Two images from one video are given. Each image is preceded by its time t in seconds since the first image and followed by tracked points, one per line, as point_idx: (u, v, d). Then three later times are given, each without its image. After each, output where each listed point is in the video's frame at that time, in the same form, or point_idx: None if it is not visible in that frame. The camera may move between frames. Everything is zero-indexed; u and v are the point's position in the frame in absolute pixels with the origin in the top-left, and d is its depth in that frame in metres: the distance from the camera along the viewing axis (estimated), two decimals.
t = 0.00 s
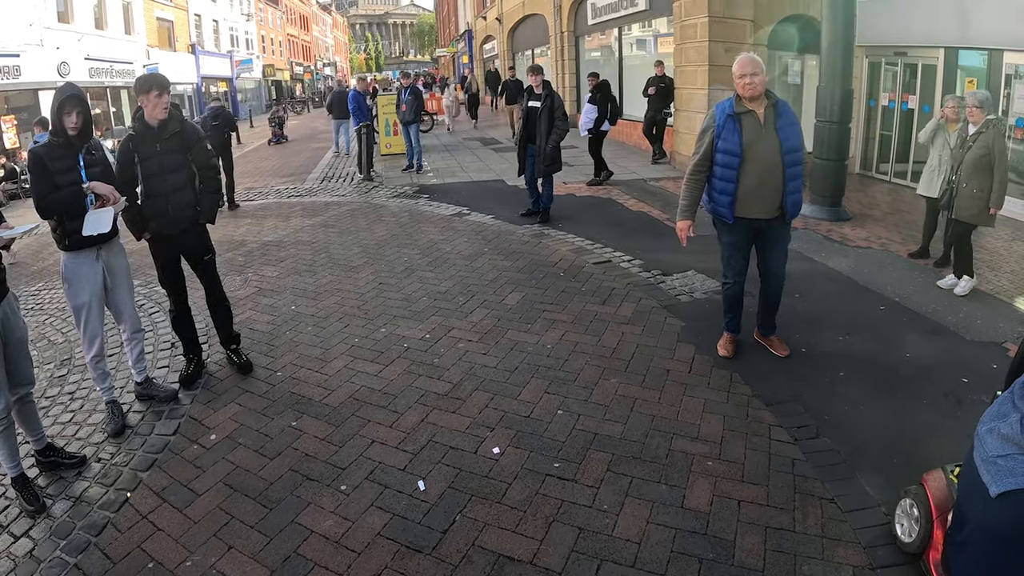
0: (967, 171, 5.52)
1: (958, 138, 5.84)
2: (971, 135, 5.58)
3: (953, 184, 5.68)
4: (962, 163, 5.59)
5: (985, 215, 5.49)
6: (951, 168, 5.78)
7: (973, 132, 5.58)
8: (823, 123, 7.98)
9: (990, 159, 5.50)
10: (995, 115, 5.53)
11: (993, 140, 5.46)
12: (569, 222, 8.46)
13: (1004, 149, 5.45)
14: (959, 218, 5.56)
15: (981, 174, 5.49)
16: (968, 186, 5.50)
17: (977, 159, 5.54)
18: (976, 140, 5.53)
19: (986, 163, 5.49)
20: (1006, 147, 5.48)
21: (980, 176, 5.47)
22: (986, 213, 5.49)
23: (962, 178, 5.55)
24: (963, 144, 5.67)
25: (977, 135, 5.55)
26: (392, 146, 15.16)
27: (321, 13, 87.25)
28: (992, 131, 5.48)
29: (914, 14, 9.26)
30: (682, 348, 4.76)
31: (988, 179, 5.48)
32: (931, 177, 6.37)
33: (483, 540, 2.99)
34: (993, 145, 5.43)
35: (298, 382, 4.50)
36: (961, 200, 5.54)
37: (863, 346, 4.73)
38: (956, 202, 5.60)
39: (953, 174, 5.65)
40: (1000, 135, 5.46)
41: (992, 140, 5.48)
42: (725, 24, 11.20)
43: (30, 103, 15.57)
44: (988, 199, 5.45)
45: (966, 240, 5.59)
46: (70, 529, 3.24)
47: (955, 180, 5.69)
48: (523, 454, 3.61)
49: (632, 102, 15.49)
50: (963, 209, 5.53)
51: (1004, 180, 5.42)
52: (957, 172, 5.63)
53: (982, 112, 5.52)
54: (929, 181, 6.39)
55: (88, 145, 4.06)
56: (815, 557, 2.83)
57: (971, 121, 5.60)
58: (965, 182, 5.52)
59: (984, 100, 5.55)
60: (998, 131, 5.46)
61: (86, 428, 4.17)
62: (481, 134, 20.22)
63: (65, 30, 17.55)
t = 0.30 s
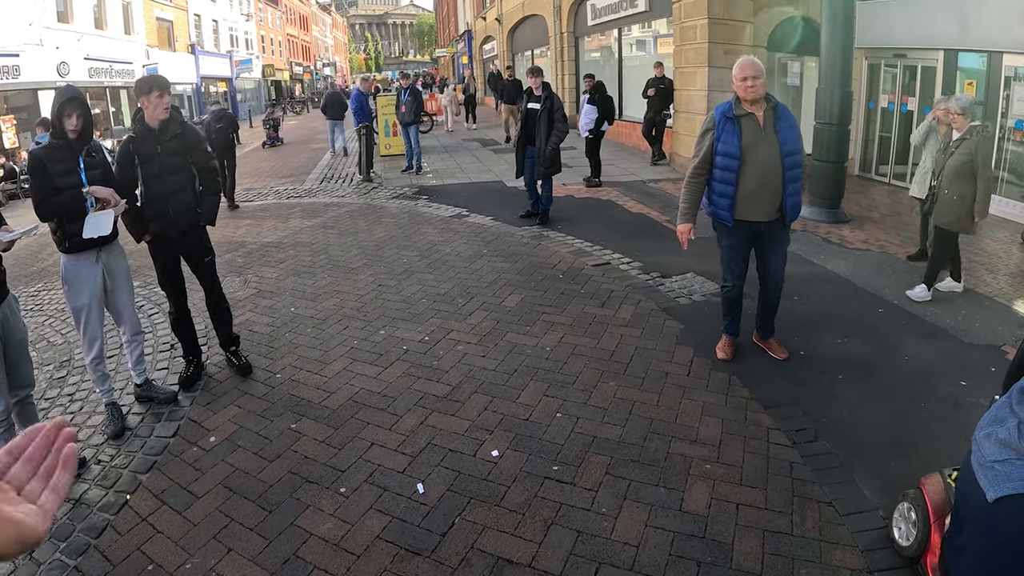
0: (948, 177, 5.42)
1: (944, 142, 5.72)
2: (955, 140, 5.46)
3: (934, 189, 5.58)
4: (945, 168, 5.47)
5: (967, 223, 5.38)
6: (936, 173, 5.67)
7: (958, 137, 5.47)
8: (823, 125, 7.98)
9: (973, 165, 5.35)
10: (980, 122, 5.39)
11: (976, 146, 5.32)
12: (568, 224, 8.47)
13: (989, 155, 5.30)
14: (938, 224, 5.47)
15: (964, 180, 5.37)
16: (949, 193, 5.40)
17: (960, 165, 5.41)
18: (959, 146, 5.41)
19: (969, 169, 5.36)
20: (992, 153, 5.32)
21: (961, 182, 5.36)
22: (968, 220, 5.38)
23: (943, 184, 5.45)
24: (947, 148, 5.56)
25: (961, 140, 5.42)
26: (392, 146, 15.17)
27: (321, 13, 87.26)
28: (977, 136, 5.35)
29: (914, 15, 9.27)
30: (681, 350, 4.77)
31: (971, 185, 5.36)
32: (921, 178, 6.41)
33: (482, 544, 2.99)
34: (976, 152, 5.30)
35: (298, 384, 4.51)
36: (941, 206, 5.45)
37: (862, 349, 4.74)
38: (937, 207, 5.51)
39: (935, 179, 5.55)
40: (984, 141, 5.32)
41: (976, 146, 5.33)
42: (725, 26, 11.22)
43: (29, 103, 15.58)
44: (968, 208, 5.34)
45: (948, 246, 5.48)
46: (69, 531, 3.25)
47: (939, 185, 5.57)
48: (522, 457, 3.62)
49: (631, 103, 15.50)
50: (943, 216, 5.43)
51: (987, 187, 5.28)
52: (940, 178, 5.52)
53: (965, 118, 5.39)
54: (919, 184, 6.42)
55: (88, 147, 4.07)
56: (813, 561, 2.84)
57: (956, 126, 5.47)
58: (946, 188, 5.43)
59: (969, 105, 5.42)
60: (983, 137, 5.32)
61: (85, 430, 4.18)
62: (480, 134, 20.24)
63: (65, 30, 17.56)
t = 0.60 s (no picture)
0: (930, 175, 5.39)
1: (931, 137, 5.65)
2: (939, 138, 5.39)
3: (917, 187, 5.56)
4: (927, 165, 5.43)
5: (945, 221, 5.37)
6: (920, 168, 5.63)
7: (942, 134, 5.41)
8: (822, 124, 7.98)
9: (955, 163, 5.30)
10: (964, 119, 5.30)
11: (959, 145, 5.26)
12: (566, 223, 8.46)
13: (972, 154, 5.23)
14: (916, 222, 5.51)
15: (945, 178, 5.34)
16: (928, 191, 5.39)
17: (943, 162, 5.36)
18: (942, 143, 5.35)
19: (951, 167, 5.31)
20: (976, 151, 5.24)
21: (941, 181, 5.33)
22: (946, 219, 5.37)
23: (924, 182, 5.44)
24: (932, 144, 5.50)
25: (945, 138, 5.36)
26: (391, 146, 15.16)
27: (320, 13, 87.29)
28: (960, 134, 5.27)
29: (913, 14, 9.25)
30: (680, 349, 4.77)
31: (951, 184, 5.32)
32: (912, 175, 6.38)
33: (480, 544, 2.98)
34: (957, 151, 5.23)
35: (296, 384, 4.50)
36: (921, 203, 5.47)
37: (861, 348, 4.73)
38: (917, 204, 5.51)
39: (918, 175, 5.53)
40: (967, 139, 5.24)
41: (959, 145, 5.26)
42: (724, 25, 11.22)
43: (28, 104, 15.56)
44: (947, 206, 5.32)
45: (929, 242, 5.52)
46: (67, 532, 3.24)
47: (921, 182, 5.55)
48: (521, 457, 3.61)
49: (631, 102, 15.50)
50: (924, 214, 5.43)
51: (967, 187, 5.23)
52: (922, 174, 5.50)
53: (948, 115, 5.31)
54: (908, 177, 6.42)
55: (86, 146, 4.05)
56: (812, 560, 2.83)
57: (939, 123, 5.40)
58: (926, 186, 5.43)
59: (953, 101, 5.33)
60: (966, 136, 5.24)
61: (83, 430, 4.16)
62: (479, 134, 20.22)
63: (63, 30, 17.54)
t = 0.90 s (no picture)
0: (913, 173, 5.36)
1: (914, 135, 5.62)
2: (921, 135, 5.36)
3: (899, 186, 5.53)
4: (910, 163, 5.40)
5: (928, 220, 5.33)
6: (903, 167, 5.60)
7: (924, 131, 5.37)
8: (823, 121, 7.95)
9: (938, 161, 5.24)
10: (946, 115, 5.26)
11: (941, 142, 5.22)
12: (567, 221, 8.46)
13: (953, 150, 5.18)
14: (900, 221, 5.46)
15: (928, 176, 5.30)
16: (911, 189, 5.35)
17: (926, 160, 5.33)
18: (925, 141, 5.32)
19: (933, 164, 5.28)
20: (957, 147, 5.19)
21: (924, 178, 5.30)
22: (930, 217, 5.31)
23: (906, 180, 5.41)
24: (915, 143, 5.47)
25: (927, 135, 5.32)
26: (391, 145, 15.17)
27: (319, 13, 87.27)
28: (942, 131, 5.24)
29: (913, 11, 9.23)
30: (681, 348, 4.76)
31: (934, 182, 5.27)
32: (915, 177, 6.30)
33: (482, 543, 2.98)
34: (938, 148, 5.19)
35: (297, 384, 4.49)
36: (903, 203, 5.44)
37: (862, 345, 4.72)
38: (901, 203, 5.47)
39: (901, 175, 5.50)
40: (948, 136, 5.20)
41: (940, 141, 5.22)
42: (724, 22, 11.20)
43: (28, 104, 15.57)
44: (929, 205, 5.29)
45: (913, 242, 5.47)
46: (69, 533, 3.23)
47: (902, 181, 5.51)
48: (522, 455, 3.60)
49: (631, 100, 15.48)
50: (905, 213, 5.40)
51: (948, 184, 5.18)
52: (905, 173, 5.47)
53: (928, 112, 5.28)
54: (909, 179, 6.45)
55: (86, 146, 4.04)
56: (814, 558, 2.83)
57: (921, 120, 5.37)
58: (908, 184, 5.39)
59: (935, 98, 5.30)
60: (947, 132, 5.21)
61: (84, 431, 4.16)
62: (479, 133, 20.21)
63: (63, 31, 17.54)
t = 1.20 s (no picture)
0: (882, 171, 5.33)
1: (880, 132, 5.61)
2: (888, 132, 5.35)
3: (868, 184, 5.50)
4: (878, 161, 5.38)
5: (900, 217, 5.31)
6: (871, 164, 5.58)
7: (891, 128, 5.36)
8: (824, 119, 7.92)
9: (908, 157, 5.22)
10: (913, 111, 5.26)
11: (909, 138, 5.21)
12: (567, 220, 8.45)
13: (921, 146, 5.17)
14: (872, 219, 5.44)
15: (897, 174, 5.29)
16: (881, 187, 5.34)
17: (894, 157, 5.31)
18: (892, 137, 5.30)
19: (902, 161, 5.26)
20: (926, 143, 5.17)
21: (894, 175, 5.28)
22: (902, 214, 5.30)
23: (875, 178, 5.38)
24: (882, 139, 5.45)
25: (894, 132, 5.31)
26: (391, 144, 15.17)
27: (320, 12, 87.26)
28: (909, 127, 5.23)
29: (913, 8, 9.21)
30: (682, 345, 4.76)
31: (904, 179, 5.26)
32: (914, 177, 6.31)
33: (483, 540, 2.98)
34: (907, 145, 5.18)
35: (298, 382, 4.49)
36: (873, 201, 5.40)
37: (863, 343, 4.71)
38: (871, 201, 5.44)
39: (870, 172, 5.48)
40: (916, 132, 5.19)
41: (908, 138, 5.21)
42: (725, 20, 11.18)
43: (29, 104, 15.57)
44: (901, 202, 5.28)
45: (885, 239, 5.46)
46: (70, 531, 3.24)
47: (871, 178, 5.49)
48: (522, 453, 3.61)
49: (632, 99, 15.47)
50: (877, 212, 5.38)
51: (919, 181, 5.16)
52: (873, 170, 5.44)
53: (897, 107, 5.27)
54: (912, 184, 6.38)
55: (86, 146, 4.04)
56: (815, 555, 2.83)
57: (888, 116, 5.36)
58: (878, 182, 5.37)
59: (902, 93, 5.29)
60: (915, 129, 5.19)
61: (85, 429, 4.17)
62: (480, 131, 20.20)
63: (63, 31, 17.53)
